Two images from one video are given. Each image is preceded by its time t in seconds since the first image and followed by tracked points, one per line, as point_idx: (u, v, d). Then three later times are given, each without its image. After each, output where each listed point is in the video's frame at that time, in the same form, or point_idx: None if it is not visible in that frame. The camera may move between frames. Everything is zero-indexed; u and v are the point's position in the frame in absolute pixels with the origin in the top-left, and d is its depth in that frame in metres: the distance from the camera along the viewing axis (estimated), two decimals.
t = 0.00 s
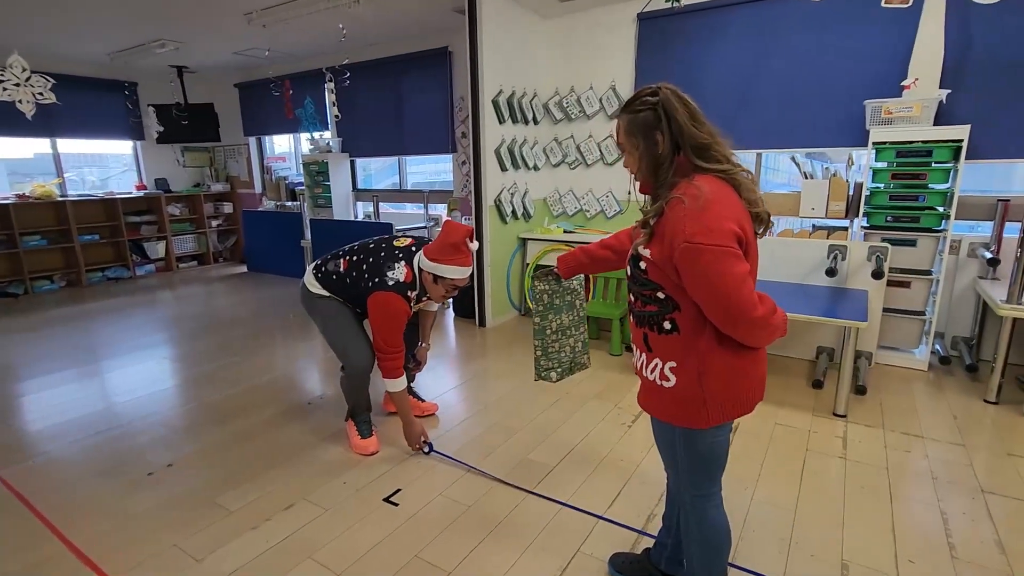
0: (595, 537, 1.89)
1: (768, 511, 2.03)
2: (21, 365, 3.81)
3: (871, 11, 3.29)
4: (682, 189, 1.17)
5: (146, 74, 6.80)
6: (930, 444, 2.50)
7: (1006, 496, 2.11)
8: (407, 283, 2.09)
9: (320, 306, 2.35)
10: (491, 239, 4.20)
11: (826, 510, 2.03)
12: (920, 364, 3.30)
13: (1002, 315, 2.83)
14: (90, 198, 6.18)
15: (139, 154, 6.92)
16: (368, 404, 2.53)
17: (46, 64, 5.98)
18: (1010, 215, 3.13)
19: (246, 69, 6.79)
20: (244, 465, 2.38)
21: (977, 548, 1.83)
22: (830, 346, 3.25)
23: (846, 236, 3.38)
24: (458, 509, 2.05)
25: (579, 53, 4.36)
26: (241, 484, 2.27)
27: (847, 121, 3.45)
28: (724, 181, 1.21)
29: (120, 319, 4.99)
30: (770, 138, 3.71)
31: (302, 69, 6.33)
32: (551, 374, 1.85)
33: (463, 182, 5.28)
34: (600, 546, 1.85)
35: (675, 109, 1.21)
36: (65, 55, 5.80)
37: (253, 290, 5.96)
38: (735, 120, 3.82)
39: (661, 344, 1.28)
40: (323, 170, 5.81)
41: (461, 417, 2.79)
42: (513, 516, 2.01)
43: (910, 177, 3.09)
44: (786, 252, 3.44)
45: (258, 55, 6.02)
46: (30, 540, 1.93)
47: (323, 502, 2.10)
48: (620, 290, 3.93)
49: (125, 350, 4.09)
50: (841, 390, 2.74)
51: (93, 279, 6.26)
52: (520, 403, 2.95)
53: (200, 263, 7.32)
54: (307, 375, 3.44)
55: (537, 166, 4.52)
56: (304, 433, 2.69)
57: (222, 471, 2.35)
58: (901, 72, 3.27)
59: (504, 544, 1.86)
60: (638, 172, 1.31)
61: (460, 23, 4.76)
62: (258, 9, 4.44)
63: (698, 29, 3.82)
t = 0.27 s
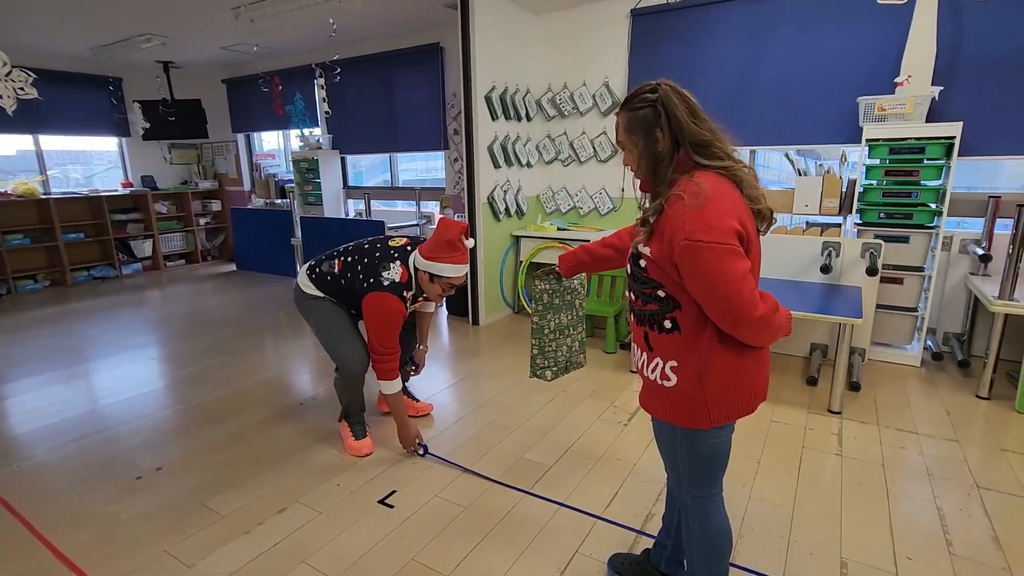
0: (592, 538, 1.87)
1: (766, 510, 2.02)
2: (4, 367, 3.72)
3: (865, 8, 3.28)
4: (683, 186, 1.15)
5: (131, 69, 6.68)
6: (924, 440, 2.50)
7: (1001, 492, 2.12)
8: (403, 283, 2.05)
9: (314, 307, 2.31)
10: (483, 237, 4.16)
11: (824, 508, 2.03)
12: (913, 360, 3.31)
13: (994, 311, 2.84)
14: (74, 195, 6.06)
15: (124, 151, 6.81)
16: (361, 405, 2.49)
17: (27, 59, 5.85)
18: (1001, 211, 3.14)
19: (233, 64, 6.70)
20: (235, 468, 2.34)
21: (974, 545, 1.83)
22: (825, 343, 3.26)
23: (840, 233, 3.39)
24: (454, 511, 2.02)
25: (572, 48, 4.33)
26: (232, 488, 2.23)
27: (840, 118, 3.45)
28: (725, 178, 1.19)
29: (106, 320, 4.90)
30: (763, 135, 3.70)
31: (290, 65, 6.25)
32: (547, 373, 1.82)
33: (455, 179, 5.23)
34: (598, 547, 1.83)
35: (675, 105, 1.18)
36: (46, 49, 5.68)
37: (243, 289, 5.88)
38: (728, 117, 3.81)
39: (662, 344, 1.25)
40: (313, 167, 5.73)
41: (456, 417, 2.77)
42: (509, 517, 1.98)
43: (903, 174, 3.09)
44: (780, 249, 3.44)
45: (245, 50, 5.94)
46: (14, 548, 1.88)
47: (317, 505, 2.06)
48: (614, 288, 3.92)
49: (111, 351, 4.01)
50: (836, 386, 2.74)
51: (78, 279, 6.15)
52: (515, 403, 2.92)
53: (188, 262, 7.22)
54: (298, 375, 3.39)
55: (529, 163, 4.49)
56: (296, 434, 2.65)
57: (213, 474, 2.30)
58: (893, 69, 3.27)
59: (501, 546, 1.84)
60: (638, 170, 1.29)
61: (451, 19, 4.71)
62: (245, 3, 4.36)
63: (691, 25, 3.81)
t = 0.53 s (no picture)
0: (589, 539, 1.87)
1: (763, 510, 2.01)
2: None
3: (863, 6, 3.27)
4: (680, 185, 1.14)
5: (127, 66, 6.64)
6: (921, 440, 2.50)
7: (998, 491, 2.11)
8: (400, 282, 2.04)
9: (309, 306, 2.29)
10: (481, 235, 4.15)
11: (821, 508, 2.02)
12: (911, 358, 3.31)
13: (992, 310, 2.84)
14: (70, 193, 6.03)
15: (120, 148, 6.77)
16: (358, 404, 2.48)
17: (22, 56, 5.82)
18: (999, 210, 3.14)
19: (230, 62, 6.67)
20: (230, 469, 2.33)
21: (972, 545, 1.83)
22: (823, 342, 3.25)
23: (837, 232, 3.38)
24: (450, 511, 2.01)
25: (569, 47, 4.31)
26: (227, 488, 2.21)
27: (838, 117, 3.44)
28: (723, 177, 1.17)
29: (101, 318, 4.87)
30: (761, 134, 3.70)
31: (287, 62, 6.22)
32: (543, 373, 1.80)
33: (452, 177, 5.22)
34: (595, 549, 1.82)
35: (673, 104, 1.17)
36: (41, 46, 5.65)
37: (239, 287, 5.86)
38: (726, 115, 3.80)
39: (659, 344, 1.24)
40: (310, 165, 5.71)
41: (453, 416, 2.76)
42: (505, 518, 1.98)
43: (902, 173, 3.08)
44: (779, 248, 3.43)
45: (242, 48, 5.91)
46: (8, 549, 1.86)
47: (312, 506, 2.05)
48: (612, 286, 3.91)
49: (107, 350, 3.99)
50: (833, 385, 2.74)
51: (74, 277, 6.12)
52: (512, 402, 2.92)
53: (185, 260, 7.19)
54: (295, 375, 3.37)
55: (527, 161, 4.47)
56: (293, 434, 2.63)
57: (208, 475, 2.29)
58: (892, 67, 3.26)
59: (498, 547, 1.83)
60: (635, 169, 1.27)
61: (449, 16, 4.69)
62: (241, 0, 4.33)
63: (690, 23, 3.79)
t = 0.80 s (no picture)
0: (585, 536, 1.86)
1: (761, 507, 2.00)
2: None
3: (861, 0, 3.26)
4: (675, 180, 1.13)
5: (123, 63, 6.61)
6: (919, 435, 2.49)
7: (996, 487, 2.11)
8: (395, 264, 2.03)
9: (306, 295, 2.28)
10: (478, 232, 4.14)
11: (819, 505, 2.01)
12: (908, 354, 3.31)
13: (990, 306, 2.83)
14: (66, 191, 6.01)
15: (117, 145, 6.75)
16: (354, 401, 2.47)
17: (17, 52, 5.78)
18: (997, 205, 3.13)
19: (227, 58, 6.64)
20: (226, 466, 2.32)
21: (969, 541, 1.82)
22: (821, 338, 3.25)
23: (835, 227, 3.37)
24: (447, 508, 2.01)
25: (567, 42, 4.29)
26: (223, 485, 2.20)
27: (837, 112, 3.43)
28: (718, 172, 1.16)
29: (98, 316, 4.86)
30: (760, 129, 3.69)
31: (284, 58, 6.19)
32: (543, 371, 1.81)
33: (450, 173, 5.20)
34: (591, 546, 1.81)
35: (667, 99, 1.15)
36: (36, 42, 5.61)
37: (237, 285, 5.84)
38: (725, 110, 3.78)
39: (654, 341, 1.23)
40: (307, 162, 5.69)
41: (450, 413, 2.75)
42: (502, 514, 1.97)
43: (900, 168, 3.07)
44: (777, 244, 3.42)
45: (238, 44, 5.88)
46: (2, 548, 1.86)
47: (308, 503, 2.05)
48: (610, 283, 3.91)
49: (104, 348, 3.98)
50: (831, 381, 2.73)
51: (71, 275, 6.11)
52: (510, 399, 2.91)
53: (182, 258, 7.17)
54: (292, 372, 3.36)
55: (525, 157, 4.46)
56: (289, 431, 2.62)
57: (204, 472, 2.28)
58: (890, 62, 3.25)
59: (494, 544, 1.82)
60: (629, 165, 1.26)
61: (446, 11, 4.67)
62: None
63: (689, 18, 3.77)
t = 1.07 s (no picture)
0: (586, 539, 1.85)
1: (762, 509, 1.99)
2: None
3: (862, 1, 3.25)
4: (674, 182, 1.12)
5: (123, 65, 6.61)
6: (920, 437, 2.49)
7: (997, 489, 2.10)
8: (386, 202, 1.96)
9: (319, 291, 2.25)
10: (478, 233, 4.13)
11: (820, 507, 2.00)
12: (909, 355, 3.30)
13: (991, 307, 2.82)
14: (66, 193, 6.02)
15: (117, 147, 6.76)
16: (354, 404, 2.47)
17: (18, 54, 5.79)
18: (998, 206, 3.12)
19: (227, 60, 6.64)
20: (226, 469, 2.32)
21: (970, 543, 1.81)
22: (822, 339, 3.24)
23: (836, 228, 3.37)
24: (446, 511, 2.00)
25: (566, 44, 4.29)
26: (221, 487, 2.20)
27: (837, 113, 3.43)
28: (718, 173, 1.15)
29: (97, 318, 4.85)
30: (760, 130, 3.68)
31: (284, 60, 6.20)
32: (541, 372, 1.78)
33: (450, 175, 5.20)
34: (592, 549, 1.80)
35: (667, 100, 1.15)
36: (37, 45, 5.62)
37: (237, 286, 5.84)
38: (724, 112, 3.78)
39: (654, 343, 1.22)
40: (307, 163, 5.68)
41: (450, 415, 2.74)
42: (502, 517, 1.96)
43: (901, 169, 3.06)
44: (778, 245, 3.41)
45: (238, 45, 5.88)
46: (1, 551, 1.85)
47: (307, 506, 2.04)
48: (610, 284, 3.90)
49: (103, 350, 3.98)
50: (832, 383, 2.72)
51: (71, 277, 6.11)
52: (510, 401, 2.90)
53: (183, 260, 7.17)
54: (292, 374, 3.36)
55: (525, 158, 4.45)
56: (289, 434, 2.62)
57: (203, 475, 2.28)
58: (890, 63, 3.25)
59: (494, 547, 1.81)
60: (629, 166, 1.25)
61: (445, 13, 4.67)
62: None
63: (689, 19, 3.77)
